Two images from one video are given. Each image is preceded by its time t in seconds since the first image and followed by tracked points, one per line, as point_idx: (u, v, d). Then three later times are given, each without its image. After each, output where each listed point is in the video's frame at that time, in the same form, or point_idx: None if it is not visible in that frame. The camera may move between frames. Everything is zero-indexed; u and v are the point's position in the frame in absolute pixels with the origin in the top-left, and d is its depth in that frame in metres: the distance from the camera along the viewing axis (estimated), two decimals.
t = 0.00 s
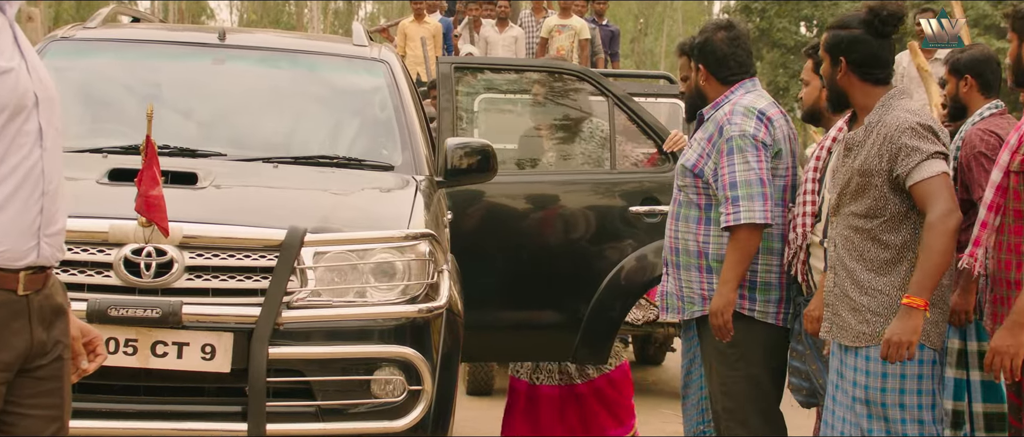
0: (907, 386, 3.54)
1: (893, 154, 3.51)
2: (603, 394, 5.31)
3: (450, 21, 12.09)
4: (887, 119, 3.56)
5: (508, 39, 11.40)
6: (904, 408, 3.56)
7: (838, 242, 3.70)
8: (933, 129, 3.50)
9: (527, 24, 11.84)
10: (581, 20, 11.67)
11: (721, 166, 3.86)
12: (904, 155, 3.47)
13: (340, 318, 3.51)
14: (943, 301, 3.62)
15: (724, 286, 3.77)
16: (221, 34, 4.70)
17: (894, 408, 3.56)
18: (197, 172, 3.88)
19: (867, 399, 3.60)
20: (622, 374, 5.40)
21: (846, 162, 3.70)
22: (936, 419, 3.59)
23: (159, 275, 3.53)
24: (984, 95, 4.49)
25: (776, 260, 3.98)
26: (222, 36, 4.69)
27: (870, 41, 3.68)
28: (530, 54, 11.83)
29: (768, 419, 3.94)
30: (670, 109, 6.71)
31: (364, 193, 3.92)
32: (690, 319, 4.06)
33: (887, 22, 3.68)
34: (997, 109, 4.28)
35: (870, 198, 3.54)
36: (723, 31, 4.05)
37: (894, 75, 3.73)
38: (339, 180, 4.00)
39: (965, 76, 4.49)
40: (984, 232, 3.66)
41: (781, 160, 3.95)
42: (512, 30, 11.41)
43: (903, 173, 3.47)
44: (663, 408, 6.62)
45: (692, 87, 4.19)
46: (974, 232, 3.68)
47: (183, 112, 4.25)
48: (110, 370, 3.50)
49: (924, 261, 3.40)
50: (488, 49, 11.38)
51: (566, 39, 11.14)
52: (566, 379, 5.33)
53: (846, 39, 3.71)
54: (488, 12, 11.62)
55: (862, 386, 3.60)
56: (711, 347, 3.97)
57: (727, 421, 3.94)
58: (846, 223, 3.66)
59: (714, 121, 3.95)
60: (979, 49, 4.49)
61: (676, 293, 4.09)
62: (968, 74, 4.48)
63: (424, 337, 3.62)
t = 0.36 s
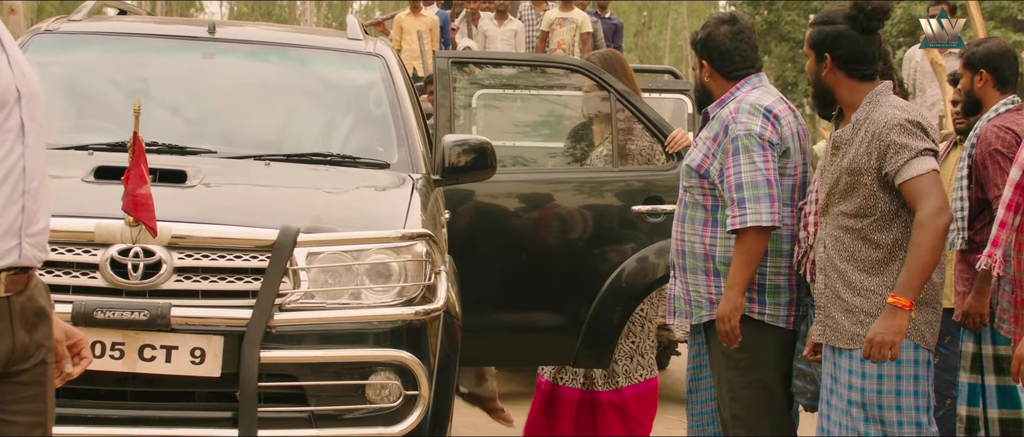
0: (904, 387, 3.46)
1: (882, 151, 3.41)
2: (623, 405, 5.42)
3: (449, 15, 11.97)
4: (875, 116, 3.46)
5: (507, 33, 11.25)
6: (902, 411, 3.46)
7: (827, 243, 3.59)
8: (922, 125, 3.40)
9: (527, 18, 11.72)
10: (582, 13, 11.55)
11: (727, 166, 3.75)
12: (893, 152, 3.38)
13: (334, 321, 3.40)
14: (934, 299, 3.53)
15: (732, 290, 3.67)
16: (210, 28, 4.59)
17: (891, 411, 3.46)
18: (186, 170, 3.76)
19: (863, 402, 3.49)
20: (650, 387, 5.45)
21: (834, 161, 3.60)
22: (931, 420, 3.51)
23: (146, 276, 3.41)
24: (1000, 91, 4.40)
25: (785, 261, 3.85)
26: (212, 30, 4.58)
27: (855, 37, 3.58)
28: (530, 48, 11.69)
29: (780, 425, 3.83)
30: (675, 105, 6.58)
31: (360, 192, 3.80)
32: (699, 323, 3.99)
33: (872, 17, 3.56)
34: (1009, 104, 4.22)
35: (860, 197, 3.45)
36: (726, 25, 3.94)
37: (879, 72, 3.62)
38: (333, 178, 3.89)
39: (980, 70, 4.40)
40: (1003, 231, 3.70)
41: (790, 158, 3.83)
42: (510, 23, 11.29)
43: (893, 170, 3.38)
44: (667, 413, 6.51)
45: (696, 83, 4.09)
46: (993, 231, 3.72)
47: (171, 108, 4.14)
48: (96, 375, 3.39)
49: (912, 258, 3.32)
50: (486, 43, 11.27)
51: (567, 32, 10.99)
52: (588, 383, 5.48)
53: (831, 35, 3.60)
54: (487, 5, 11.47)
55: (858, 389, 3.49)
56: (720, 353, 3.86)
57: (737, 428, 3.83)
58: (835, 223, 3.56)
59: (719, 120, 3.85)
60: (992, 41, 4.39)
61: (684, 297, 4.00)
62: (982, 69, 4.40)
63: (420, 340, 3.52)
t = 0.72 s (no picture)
0: (898, 386, 3.38)
1: (872, 149, 3.34)
2: (643, 410, 5.19)
3: (444, 11, 11.86)
4: (865, 114, 3.38)
5: (504, 27, 11.15)
6: (897, 410, 3.39)
7: (817, 242, 3.51)
8: (913, 123, 3.33)
9: (524, 13, 11.62)
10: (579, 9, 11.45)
11: (727, 165, 3.68)
12: (884, 150, 3.31)
13: (326, 323, 3.31)
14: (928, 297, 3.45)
15: (734, 293, 3.60)
16: (200, 23, 4.50)
17: (886, 410, 3.39)
18: (174, 168, 3.68)
19: (858, 403, 3.41)
20: (671, 392, 5.22)
21: (823, 159, 3.51)
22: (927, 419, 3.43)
23: (134, 277, 3.32)
24: (1009, 87, 4.32)
25: (787, 262, 3.77)
26: (201, 25, 4.50)
27: (845, 33, 3.49)
28: (528, 43, 11.60)
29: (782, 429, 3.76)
30: (675, 102, 6.53)
31: (352, 191, 3.72)
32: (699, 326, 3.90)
33: (861, 12, 3.47)
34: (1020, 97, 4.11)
35: (850, 196, 3.37)
36: (724, 20, 3.87)
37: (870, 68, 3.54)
38: (325, 177, 3.81)
39: (989, 66, 4.33)
40: (1012, 232, 3.64)
41: (792, 156, 3.75)
42: (507, 18, 11.19)
43: (884, 168, 3.31)
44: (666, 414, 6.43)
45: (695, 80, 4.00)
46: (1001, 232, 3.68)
47: (160, 104, 4.06)
48: (81, 378, 3.30)
49: (903, 258, 3.25)
50: (482, 39, 11.17)
51: (564, 27, 10.92)
52: (607, 387, 5.23)
53: (821, 31, 3.51)
54: None
55: (851, 390, 3.42)
56: (720, 356, 3.78)
57: (735, 432, 3.76)
58: (825, 222, 3.48)
59: (719, 118, 3.76)
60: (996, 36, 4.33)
61: (684, 298, 3.91)
62: (992, 65, 4.33)
63: (415, 342, 3.43)
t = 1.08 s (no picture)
0: (889, 385, 3.34)
1: (864, 148, 3.30)
2: (627, 411, 5.24)
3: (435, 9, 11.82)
4: (858, 112, 3.34)
5: (495, 25, 11.09)
6: (887, 409, 3.35)
7: (808, 240, 3.48)
8: (906, 122, 3.28)
9: (515, 10, 11.59)
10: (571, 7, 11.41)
11: (717, 164, 3.63)
12: (876, 149, 3.27)
13: (315, 324, 3.27)
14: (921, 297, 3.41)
15: (722, 293, 3.55)
16: (186, 19, 4.45)
17: (876, 410, 3.35)
18: (160, 167, 3.63)
19: (849, 403, 3.37)
20: (654, 395, 5.27)
21: (816, 157, 3.48)
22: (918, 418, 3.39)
23: (119, 278, 3.27)
24: (1006, 85, 4.32)
25: (779, 262, 3.75)
26: (187, 21, 4.45)
27: (840, 30, 3.44)
28: (519, 40, 11.53)
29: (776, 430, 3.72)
30: (668, 100, 6.51)
31: (341, 189, 3.67)
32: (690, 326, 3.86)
33: (857, 9, 3.43)
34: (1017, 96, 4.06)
35: (841, 195, 3.34)
36: (714, 18, 3.83)
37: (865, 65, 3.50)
38: (314, 175, 3.76)
39: (986, 64, 4.31)
40: (1012, 236, 3.59)
41: (783, 155, 3.71)
42: (498, 16, 11.14)
43: (875, 167, 3.27)
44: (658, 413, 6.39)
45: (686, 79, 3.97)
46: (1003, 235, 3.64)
47: (146, 101, 4.01)
48: (65, 380, 3.25)
49: (894, 257, 3.20)
50: (473, 36, 11.12)
51: (555, 24, 10.88)
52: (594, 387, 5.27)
53: (814, 29, 3.47)
54: None
55: (842, 390, 3.38)
56: (712, 357, 3.75)
57: (728, 434, 3.73)
58: (815, 220, 3.45)
59: (709, 116, 3.72)
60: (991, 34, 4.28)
61: (675, 299, 3.88)
62: (987, 63, 4.31)
63: (404, 343, 3.38)
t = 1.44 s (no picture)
0: (876, 384, 3.33)
1: (851, 147, 3.29)
2: (624, 410, 4.68)
3: (423, 8, 11.81)
4: (846, 112, 3.34)
5: (483, 24, 11.09)
6: (875, 409, 3.34)
7: (797, 240, 3.48)
8: (893, 121, 3.28)
9: (503, 10, 11.58)
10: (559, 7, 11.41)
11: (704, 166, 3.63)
12: (862, 148, 3.26)
13: (303, 324, 3.26)
14: (909, 296, 3.40)
15: (709, 294, 3.54)
16: (173, 18, 4.44)
17: (864, 409, 3.35)
18: (147, 167, 3.61)
19: (836, 402, 3.38)
20: (657, 392, 4.68)
21: (805, 156, 3.48)
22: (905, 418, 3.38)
23: (106, 278, 3.26)
24: (993, 85, 4.31)
25: (767, 263, 3.73)
26: (175, 20, 4.43)
27: (828, 29, 3.44)
28: (508, 39, 11.52)
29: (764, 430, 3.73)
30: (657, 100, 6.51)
31: (329, 189, 3.66)
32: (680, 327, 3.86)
33: (846, 9, 3.43)
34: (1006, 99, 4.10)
35: (829, 194, 3.34)
36: (703, 18, 3.82)
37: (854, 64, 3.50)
38: (302, 175, 3.75)
39: (974, 65, 4.31)
40: (993, 235, 3.65)
41: (770, 156, 3.71)
42: (486, 15, 11.13)
43: (862, 167, 3.26)
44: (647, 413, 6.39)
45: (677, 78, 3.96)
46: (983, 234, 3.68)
47: (133, 100, 4.00)
48: (52, 380, 3.23)
49: (880, 257, 3.19)
50: (462, 36, 11.11)
51: (544, 24, 10.89)
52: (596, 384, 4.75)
53: (803, 28, 3.47)
54: None
55: (830, 389, 3.38)
56: (701, 358, 3.75)
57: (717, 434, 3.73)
58: (805, 220, 3.45)
59: (696, 117, 3.72)
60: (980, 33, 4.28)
61: (665, 300, 3.88)
62: (975, 63, 4.32)
63: (393, 343, 3.37)
